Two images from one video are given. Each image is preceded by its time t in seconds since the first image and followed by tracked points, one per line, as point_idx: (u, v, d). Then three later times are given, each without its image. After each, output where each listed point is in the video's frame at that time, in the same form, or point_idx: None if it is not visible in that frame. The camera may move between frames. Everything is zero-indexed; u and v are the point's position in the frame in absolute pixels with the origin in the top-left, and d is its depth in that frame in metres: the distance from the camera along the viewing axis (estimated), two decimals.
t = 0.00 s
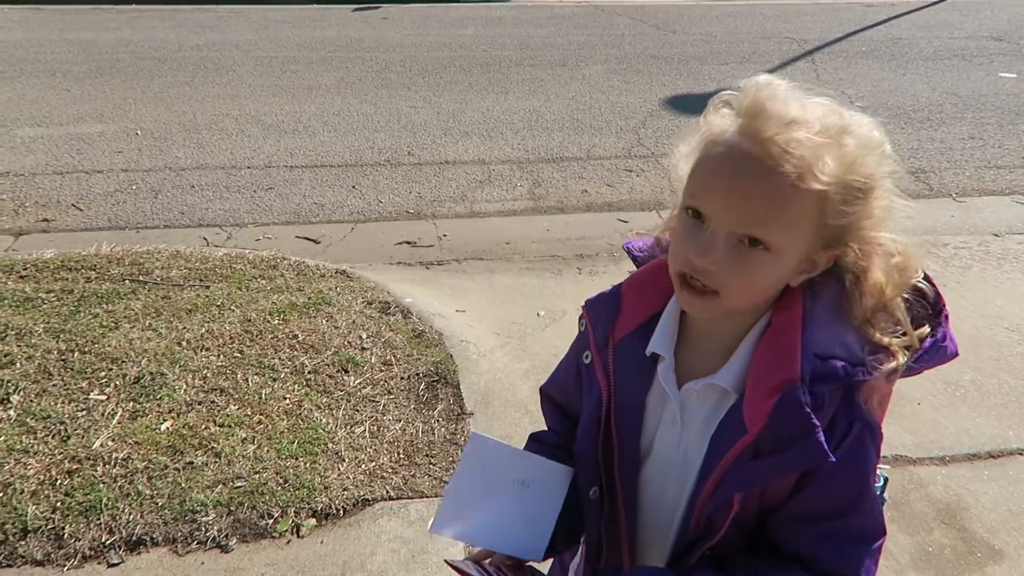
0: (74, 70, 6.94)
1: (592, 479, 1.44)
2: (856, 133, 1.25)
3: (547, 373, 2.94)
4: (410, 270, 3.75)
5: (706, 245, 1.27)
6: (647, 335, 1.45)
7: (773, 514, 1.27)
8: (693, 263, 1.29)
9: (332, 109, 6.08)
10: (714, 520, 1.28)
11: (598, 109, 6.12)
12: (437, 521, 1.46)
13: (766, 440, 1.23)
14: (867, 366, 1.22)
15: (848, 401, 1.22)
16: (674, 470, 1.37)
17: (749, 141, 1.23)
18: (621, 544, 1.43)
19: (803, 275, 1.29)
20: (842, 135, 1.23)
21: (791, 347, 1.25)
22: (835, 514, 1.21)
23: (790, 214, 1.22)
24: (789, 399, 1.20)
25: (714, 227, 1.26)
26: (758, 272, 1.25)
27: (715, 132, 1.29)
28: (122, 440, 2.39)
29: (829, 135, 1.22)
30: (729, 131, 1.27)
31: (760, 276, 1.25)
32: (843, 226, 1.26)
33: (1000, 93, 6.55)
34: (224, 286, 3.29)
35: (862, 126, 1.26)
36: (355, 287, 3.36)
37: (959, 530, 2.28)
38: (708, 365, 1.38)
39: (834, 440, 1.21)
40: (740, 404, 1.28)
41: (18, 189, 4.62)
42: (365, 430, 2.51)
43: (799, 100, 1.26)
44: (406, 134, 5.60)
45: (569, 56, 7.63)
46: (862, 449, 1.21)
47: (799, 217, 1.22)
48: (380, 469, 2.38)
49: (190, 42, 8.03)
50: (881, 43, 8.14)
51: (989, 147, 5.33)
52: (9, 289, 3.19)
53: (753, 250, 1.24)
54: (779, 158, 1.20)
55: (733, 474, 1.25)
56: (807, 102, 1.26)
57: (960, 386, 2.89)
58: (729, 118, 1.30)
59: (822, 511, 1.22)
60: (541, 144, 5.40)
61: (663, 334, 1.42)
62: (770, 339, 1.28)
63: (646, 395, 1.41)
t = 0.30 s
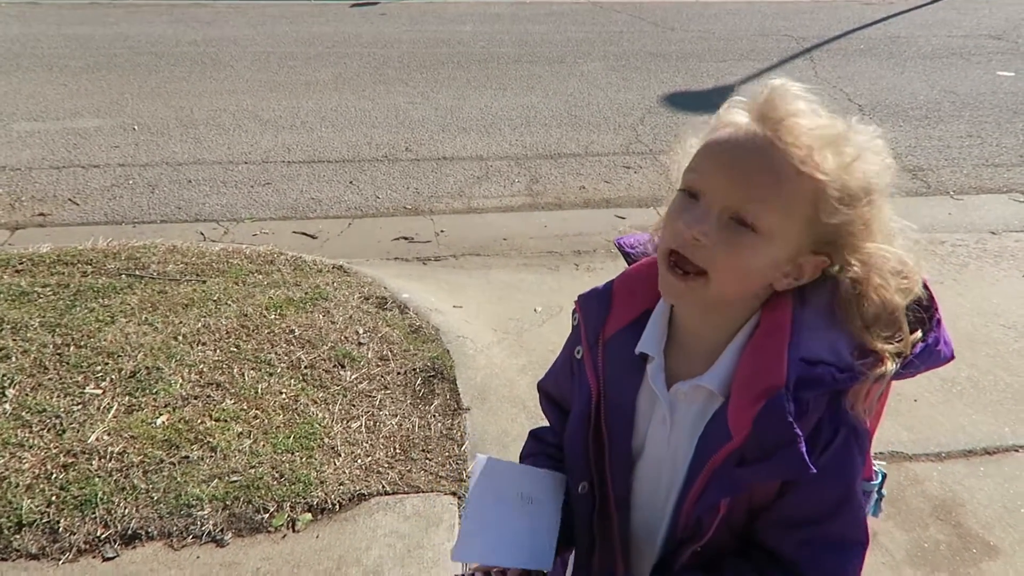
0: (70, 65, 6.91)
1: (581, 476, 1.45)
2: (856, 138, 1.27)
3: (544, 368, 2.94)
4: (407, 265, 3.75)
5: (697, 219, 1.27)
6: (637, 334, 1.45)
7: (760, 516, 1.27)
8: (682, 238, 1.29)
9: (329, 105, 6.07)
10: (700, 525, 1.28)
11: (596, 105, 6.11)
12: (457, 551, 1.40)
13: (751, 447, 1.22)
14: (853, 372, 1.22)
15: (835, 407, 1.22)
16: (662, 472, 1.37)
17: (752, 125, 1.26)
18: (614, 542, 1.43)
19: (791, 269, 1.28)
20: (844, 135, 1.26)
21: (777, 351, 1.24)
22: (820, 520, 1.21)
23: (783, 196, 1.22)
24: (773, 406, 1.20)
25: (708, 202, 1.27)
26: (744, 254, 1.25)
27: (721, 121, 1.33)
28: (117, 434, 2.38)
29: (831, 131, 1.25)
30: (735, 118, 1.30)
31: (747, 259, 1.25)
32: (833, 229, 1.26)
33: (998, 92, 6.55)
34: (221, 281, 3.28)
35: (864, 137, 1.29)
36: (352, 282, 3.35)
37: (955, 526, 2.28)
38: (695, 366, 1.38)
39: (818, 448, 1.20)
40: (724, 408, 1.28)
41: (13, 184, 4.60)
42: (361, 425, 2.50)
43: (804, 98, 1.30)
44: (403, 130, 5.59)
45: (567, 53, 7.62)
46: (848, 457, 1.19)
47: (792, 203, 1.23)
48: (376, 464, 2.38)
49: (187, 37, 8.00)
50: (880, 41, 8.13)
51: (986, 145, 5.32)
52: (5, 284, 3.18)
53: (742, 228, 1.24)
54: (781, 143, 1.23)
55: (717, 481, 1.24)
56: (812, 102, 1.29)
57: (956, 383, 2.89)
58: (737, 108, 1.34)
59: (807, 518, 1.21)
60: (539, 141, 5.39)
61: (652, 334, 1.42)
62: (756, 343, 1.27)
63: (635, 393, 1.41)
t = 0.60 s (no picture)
0: (68, 63, 6.90)
1: (578, 473, 1.45)
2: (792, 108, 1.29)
3: (542, 369, 2.94)
4: (406, 265, 3.75)
5: (646, 208, 1.30)
6: (637, 334, 1.44)
7: (754, 527, 1.26)
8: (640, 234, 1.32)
9: (328, 104, 6.06)
10: (695, 536, 1.27)
11: (595, 105, 6.11)
12: None
13: (744, 459, 1.21)
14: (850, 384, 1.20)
15: (830, 420, 1.20)
16: (656, 477, 1.36)
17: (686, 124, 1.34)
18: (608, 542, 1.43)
19: (752, 242, 1.26)
20: (777, 108, 1.29)
21: (770, 360, 1.22)
22: (812, 535, 1.20)
23: (715, 166, 1.25)
24: (763, 418, 1.18)
25: (654, 194, 1.30)
26: (692, 229, 1.25)
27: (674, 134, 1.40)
28: (114, 434, 2.38)
29: (761, 104, 1.29)
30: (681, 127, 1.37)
31: (696, 234, 1.25)
32: (785, 196, 1.25)
33: (997, 93, 6.55)
34: (219, 281, 3.27)
35: (802, 105, 1.30)
36: (350, 282, 3.35)
37: (952, 528, 2.28)
38: (693, 371, 1.37)
39: (811, 463, 1.19)
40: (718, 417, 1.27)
41: (11, 182, 4.60)
42: (359, 425, 2.50)
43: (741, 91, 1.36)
44: (402, 129, 5.58)
45: (566, 52, 7.61)
46: (842, 473, 1.18)
47: (727, 171, 1.24)
48: (373, 464, 2.38)
49: (185, 35, 7.99)
50: (879, 42, 8.13)
51: (985, 146, 5.33)
52: (2, 284, 3.18)
53: (684, 205, 1.26)
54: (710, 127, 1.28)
55: (711, 493, 1.24)
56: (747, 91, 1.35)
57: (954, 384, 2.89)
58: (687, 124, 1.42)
59: (800, 532, 1.20)
60: (537, 140, 5.39)
61: (650, 337, 1.41)
62: (751, 351, 1.26)
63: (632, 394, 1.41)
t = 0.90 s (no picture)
0: (76, 62, 6.92)
1: (575, 472, 1.46)
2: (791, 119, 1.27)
3: (547, 371, 2.94)
4: (411, 266, 3.75)
5: (642, 228, 1.29)
6: (634, 336, 1.44)
7: (749, 530, 1.25)
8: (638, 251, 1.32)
9: (334, 103, 6.07)
10: (687, 538, 1.27)
11: (601, 106, 6.10)
12: None
13: (731, 460, 1.21)
14: (841, 390, 1.20)
15: (820, 426, 1.19)
16: (651, 479, 1.36)
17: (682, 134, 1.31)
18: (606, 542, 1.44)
19: (748, 259, 1.26)
20: (775, 120, 1.26)
21: (761, 363, 1.22)
22: (801, 538, 1.19)
23: (711, 187, 1.23)
24: (750, 420, 1.18)
25: (652, 212, 1.29)
26: (688, 250, 1.25)
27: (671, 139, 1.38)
28: (120, 433, 2.38)
29: (758, 115, 1.26)
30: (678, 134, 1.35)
31: (692, 255, 1.25)
32: (781, 211, 1.24)
33: (1004, 96, 6.53)
34: (225, 280, 3.28)
35: (797, 117, 1.28)
36: (355, 283, 3.35)
37: (957, 534, 2.27)
38: (689, 374, 1.37)
39: (799, 467, 1.19)
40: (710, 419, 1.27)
41: (18, 180, 4.61)
42: (364, 426, 2.50)
43: (739, 97, 1.33)
44: (407, 130, 5.59)
45: (572, 53, 7.61)
46: (831, 478, 1.17)
47: (724, 191, 1.23)
48: (378, 465, 2.38)
49: (192, 34, 8.00)
50: (885, 44, 8.11)
51: (991, 150, 5.31)
52: (9, 282, 3.19)
53: (681, 226, 1.25)
54: (704, 143, 1.26)
55: (700, 493, 1.24)
56: (745, 98, 1.32)
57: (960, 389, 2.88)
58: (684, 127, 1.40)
59: (791, 537, 1.20)
60: (543, 141, 5.39)
61: (646, 338, 1.42)
62: (744, 354, 1.25)
63: (627, 395, 1.41)
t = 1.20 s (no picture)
0: (89, 55, 6.95)
1: (576, 475, 1.46)
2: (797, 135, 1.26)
3: (552, 371, 2.94)
4: (418, 264, 3.76)
5: (647, 244, 1.28)
6: (638, 340, 1.44)
7: (749, 537, 1.25)
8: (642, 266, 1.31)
9: (344, 100, 6.08)
10: (687, 543, 1.27)
11: (611, 106, 6.10)
12: None
13: (732, 467, 1.21)
14: (844, 399, 1.20)
15: (823, 434, 1.20)
16: (653, 482, 1.36)
17: (685, 147, 1.30)
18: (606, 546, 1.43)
19: (755, 274, 1.26)
20: (781, 135, 1.25)
21: (764, 371, 1.22)
22: (802, 545, 1.19)
23: (719, 206, 1.23)
24: (752, 427, 1.18)
25: (656, 228, 1.28)
26: (695, 268, 1.25)
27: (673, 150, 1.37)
28: (127, 426, 2.40)
29: (764, 132, 1.25)
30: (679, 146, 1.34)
31: (700, 273, 1.25)
32: (788, 227, 1.24)
33: (1017, 101, 6.50)
34: (233, 276, 3.30)
35: (803, 130, 1.27)
36: (363, 280, 3.36)
37: (961, 541, 2.27)
38: (693, 380, 1.37)
39: (802, 474, 1.19)
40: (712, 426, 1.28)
41: (30, 173, 4.65)
42: (369, 423, 2.51)
43: (744, 110, 1.32)
44: (417, 127, 5.60)
45: (583, 53, 7.60)
46: (833, 485, 1.17)
47: (732, 209, 1.22)
48: (383, 463, 2.39)
49: (204, 29, 8.03)
50: (898, 47, 8.07)
51: (1003, 155, 5.29)
52: (19, 274, 3.21)
53: (687, 244, 1.25)
54: (710, 159, 1.24)
55: (701, 499, 1.24)
56: (750, 110, 1.31)
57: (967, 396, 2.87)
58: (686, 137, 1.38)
59: (791, 545, 1.20)
60: (552, 141, 5.39)
61: (649, 344, 1.42)
62: (747, 361, 1.25)
63: (630, 399, 1.41)
